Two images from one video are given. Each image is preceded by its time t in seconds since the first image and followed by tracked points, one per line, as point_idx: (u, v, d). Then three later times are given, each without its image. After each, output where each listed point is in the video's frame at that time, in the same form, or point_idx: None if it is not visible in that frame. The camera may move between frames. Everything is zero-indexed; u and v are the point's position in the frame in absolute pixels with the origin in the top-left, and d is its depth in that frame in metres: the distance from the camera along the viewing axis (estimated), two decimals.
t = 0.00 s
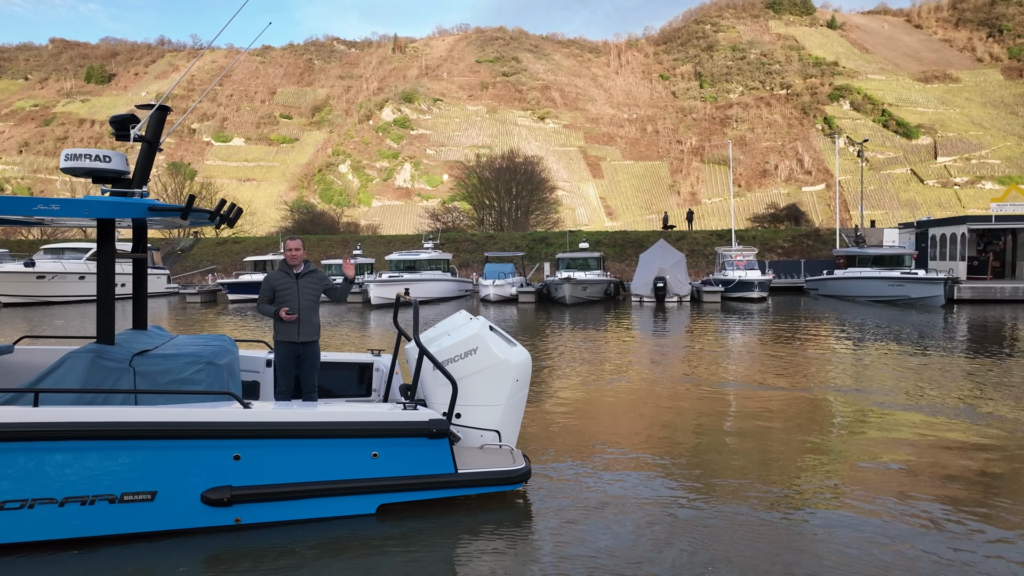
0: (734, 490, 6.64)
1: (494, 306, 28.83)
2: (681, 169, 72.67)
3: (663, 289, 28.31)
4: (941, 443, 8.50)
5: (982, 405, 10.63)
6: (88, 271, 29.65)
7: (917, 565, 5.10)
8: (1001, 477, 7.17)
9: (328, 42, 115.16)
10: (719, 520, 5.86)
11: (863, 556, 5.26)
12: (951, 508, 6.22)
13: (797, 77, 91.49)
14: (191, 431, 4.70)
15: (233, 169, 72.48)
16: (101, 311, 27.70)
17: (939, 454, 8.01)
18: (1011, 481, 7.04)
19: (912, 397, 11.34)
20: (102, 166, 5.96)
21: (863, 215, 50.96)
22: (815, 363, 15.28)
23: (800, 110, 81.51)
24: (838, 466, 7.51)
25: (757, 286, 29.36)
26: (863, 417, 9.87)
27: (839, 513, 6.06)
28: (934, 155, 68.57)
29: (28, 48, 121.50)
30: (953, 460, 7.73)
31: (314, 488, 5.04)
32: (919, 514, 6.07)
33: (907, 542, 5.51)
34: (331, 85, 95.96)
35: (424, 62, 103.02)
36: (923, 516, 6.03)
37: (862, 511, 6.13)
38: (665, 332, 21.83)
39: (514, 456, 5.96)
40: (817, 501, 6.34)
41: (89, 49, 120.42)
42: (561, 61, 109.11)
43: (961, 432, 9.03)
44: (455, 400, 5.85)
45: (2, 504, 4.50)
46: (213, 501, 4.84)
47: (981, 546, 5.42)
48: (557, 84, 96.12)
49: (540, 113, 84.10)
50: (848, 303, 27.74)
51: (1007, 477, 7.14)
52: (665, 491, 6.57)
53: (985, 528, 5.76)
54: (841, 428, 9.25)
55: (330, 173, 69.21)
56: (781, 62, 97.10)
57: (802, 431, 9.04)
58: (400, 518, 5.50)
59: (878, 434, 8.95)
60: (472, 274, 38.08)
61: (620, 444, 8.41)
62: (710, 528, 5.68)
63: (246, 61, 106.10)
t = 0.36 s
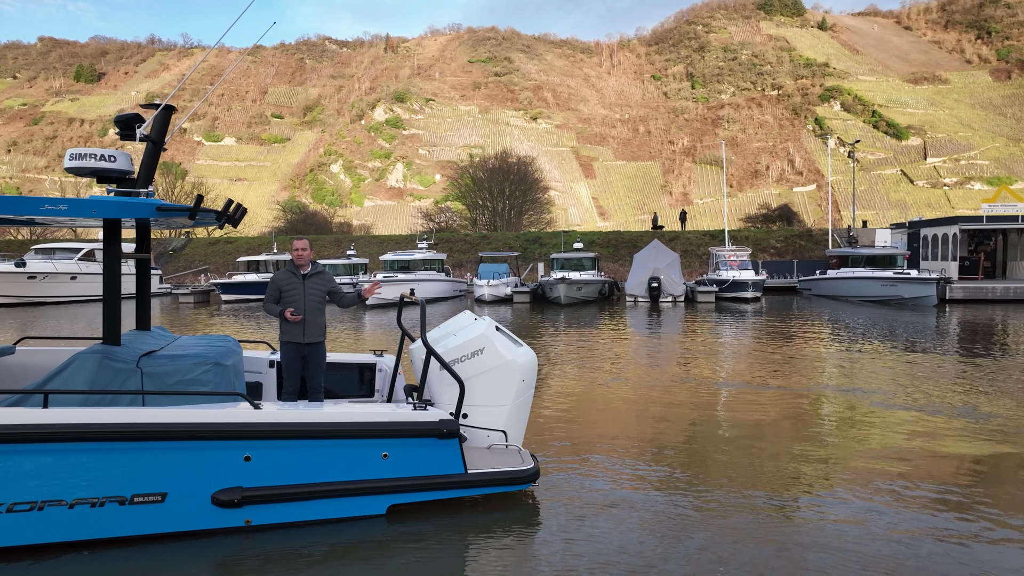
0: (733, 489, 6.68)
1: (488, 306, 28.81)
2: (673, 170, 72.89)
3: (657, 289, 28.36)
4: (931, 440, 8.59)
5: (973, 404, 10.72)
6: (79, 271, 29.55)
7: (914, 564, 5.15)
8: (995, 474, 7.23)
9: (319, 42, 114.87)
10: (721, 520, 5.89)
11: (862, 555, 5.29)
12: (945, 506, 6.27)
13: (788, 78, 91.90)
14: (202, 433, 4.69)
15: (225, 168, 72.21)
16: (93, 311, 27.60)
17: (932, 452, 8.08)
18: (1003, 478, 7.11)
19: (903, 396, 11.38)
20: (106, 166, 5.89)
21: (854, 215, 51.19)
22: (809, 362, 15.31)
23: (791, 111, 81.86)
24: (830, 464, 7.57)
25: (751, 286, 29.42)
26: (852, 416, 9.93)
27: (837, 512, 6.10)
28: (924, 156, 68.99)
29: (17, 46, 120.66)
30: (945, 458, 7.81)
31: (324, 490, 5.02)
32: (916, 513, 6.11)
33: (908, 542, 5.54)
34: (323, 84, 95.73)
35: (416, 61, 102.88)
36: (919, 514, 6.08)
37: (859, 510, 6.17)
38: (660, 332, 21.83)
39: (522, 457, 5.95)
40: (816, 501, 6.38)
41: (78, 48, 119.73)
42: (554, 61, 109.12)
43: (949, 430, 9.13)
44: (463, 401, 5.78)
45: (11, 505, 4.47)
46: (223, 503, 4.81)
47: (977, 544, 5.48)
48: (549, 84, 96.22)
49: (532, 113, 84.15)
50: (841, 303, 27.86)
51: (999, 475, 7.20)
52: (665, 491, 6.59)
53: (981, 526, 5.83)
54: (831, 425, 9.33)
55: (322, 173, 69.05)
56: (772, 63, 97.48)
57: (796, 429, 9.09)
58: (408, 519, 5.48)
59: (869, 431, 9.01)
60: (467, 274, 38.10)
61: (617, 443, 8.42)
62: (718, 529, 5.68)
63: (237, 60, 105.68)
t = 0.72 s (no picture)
0: (741, 488, 6.67)
1: (491, 307, 28.80)
2: (673, 170, 72.95)
3: (660, 289, 28.37)
4: (935, 440, 8.58)
5: (975, 403, 10.71)
6: (80, 271, 29.65)
7: (924, 563, 5.14)
8: (1000, 473, 7.22)
9: (319, 42, 114.87)
10: (733, 517, 5.90)
11: (871, 553, 5.29)
12: (952, 506, 6.27)
13: (788, 79, 92.00)
14: (220, 432, 4.67)
15: (225, 168, 72.18)
16: (95, 311, 27.65)
17: (936, 452, 8.08)
18: (1008, 477, 7.11)
19: (906, 396, 11.38)
20: (121, 165, 5.87)
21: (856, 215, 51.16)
22: (810, 363, 15.29)
23: (791, 111, 81.90)
24: (835, 462, 7.58)
25: (753, 286, 29.42)
26: (856, 415, 9.94)
27: (845, 511, 6.09)
28: (924, 156, 69.03)
29: (16, 46, 120.61)
30: (949, 458, 7.82)
31: (341, 490, 5.02)
32: (924, 511, 6.12)
33: (916, 540, 5.54)
34: (323, 84, 95.73)
35: (416, 61, 102.89)
36: (927, 514, 6.07)
37: (866, 509, 6.17)
38: (662, 332, 21.84)
39: (538, 457, 5.95)
40: (823, 500, 6.38)
41: (78, 48, 119.70)
42: (554, 61, 109.19)
43: (952, 429, 9.13)
44: (478, 402, 5.74)
45: (30, 506, 4.46)
46: (244, 503, 4.81)
47: (985, 543, 5.46)
48: (549, 84, 96.27)
49: (532, 113, 84.15)
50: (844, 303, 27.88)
51: (1005, 475, 7.19)
52: (675, 489, 6.60)
53: (987, 525, 5.83)
54: (835, 425, 9.32)
55: (322, 173, 69.04)
56: (772, 63, 97.52)
57: (801, 428, 9.09)
58: (428, 518, 5.49)
59: (872, 430, 9.01)
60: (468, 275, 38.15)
61: (624, 442, 8.42)
62: (733, 527, 5.69)
63: (237, 60, 105.65)
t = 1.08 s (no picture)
0: (748, 487, 6.68)
1: (494, 307, 28.83)
2: (674, 170, 72.98)
3: (663, 289, 28.36)
4: (938, 439, 8.59)
5: (977, 403, 10.71)
6: (83, 271, 29.65)
7: (932, 563, 5.13)
8: (1005, 472, 7.22)
9: (320, 42, 114.98)
10: (743, 517, 5.91)
11: (879, 553, 5.30)
12: (959, 505, 6.26)
13: (789, 79, 92.04)
14: (236, 432, 4.67)
15: (226, 169, 72.20)
16: (98, 311, 27.70)
17: (941, 452, 8.06)
18: (1015, 477, 7.10)
19: (907, 395, 11.39)
20: (135, 166, 5.85)
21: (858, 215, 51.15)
22: (813, 363, 15.26)
23: (792, 111, 81.96)
24: (840, 462, 7.58)
25: (756, 286, 29.44)
26: (859, 415, 9.94)
27: (853, 511, 6.10)
28: (925, 156, 69.08)
29: (18, 46, 120.76)
30: (953, 457, 7.82)
31: (357, 490, 5.02)
32: (934, 512, 6.11)
33: (923, 539, 5.54)
34: (324, 84, 95.79)
35: (417, 62, 102.99)
36: (935, 514, 6.07)
37: (873, 509, 6.17)
38: (665, 332, 21.88)
39: (552, 457, 5.93)
40: (829, 500, 6.38)
41: (79, 49, 119.84)
42: (555, 61, 109.27)
43: (956, 428, 9.12)
44: (491, 401, 5.73)
45: (50, 507, 4.47)
46: (262, 503, 4.82)
47: (993, 544, 5.45)
48: (550, 84, 96.36)
49: (533, 113, 84.20)
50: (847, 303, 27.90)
51: (1011, 475, 7.18)
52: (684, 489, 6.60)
53: (998, 525, 5.83)
54: (838, 424, 9.33)
55: (323, 173, 69.03)
56: (772, 63, 97.59)
57: (805, 428, 9.10)
58: (443, 518, 5.50)
59: (876, 430, 9.01)
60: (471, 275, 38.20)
61: (630, 441, 8.44)
62: (746, 527, 5.68)
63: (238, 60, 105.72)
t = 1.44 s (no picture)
0: (749, 488, 6.67)
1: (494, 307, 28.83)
2: (675, 170, 72.99)
3: (665, 289, 28.36)
4: (940, 440, 8.59)
5: (979, 403, 10.68)
6: (84, 271, 29.65)
7: (936, 564, 5.10)
8: (1006, 473, 7.19)
9: (322, 42, 115.02)
10: (748, 516, 5.92)
11: (883, 553, 5.29)
12: (962, 507, 6.22)
13: (790, 79, 92.04)
14: (243, 432, 4.68)
15: (226, 169, 72.20)
16: (99, 311, 27.70)
17: (943, 452, 8.07)
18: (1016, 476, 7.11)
19: (909, 396, 11.40)
20: (141, 167, 5.86)
21: (859, 215, 51.15)
22: (814, 363, 15.26)
23: (793, 111, 81.96)
24: (841, 462, 7.57)
25: (757, 286, 29.44)
26: (860, 415, 9.93)
27: (853, 510, 6.09)
28: (926, 156, 69.09)
29: (19, 46, 120.86)
30: (954, 458, 7.78)
31: (365, 490, 5.03)
32: (937, 511, 6.13)
33: (929, 541, 5.50)
34: (325, 85, 95.82)
35: (418, 62, 103.03)
36: (936, 514, 6.06)
37: (873, 510, 6.15)
38: (666, 332, 21.91)
39: (558, 458, 5.93)
40: (832, 499, 6.38)
41: (80, 49, 119.91)
42: (556, 61, 109.30)
43: (957, 429, 9.11)
44: (497, 401, 5.73)
45: (58, 508, 4.47)
46: (269, 504, 4.82)
47: (996, 545, 5.43)
48: (551, 84, 96.37)
49: (534, 113, 84.22)
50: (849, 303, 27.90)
51: (1012, 474, 7.19)
52: (686, 488, 6.60)
53: (1000, 525, 5.84)
54: (838, 425, 9.33)
55: (324, 173, 68.99)
56: (773, 63, 97.60)
57: (807, 429, 9.08)
58: (450, 519, 5.50)
59: (874, 430, 9.03)
60: (472, 276, 38.23)
61: (630, 441, 8.46)
62: (751, 527, 5.68)
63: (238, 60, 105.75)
